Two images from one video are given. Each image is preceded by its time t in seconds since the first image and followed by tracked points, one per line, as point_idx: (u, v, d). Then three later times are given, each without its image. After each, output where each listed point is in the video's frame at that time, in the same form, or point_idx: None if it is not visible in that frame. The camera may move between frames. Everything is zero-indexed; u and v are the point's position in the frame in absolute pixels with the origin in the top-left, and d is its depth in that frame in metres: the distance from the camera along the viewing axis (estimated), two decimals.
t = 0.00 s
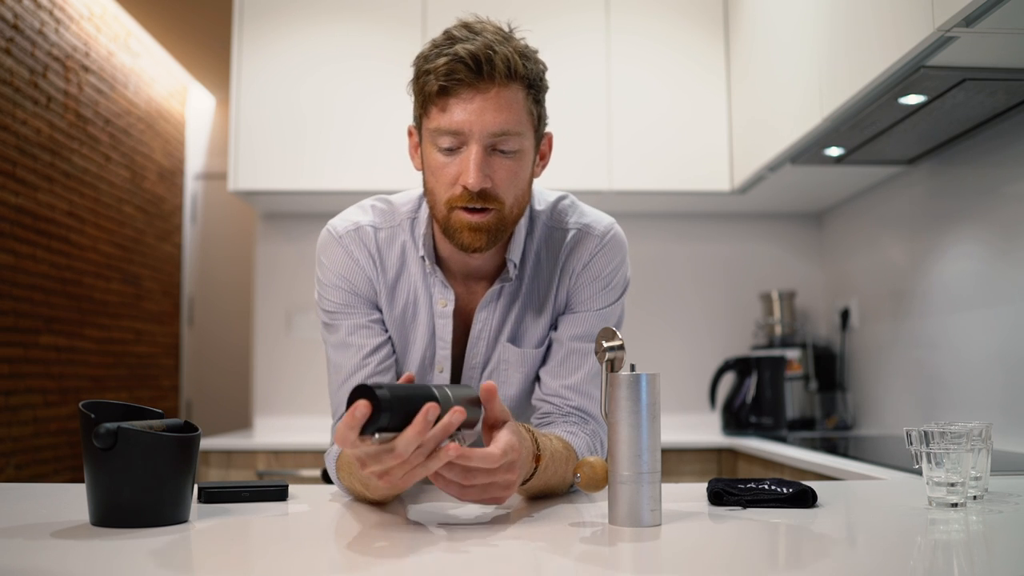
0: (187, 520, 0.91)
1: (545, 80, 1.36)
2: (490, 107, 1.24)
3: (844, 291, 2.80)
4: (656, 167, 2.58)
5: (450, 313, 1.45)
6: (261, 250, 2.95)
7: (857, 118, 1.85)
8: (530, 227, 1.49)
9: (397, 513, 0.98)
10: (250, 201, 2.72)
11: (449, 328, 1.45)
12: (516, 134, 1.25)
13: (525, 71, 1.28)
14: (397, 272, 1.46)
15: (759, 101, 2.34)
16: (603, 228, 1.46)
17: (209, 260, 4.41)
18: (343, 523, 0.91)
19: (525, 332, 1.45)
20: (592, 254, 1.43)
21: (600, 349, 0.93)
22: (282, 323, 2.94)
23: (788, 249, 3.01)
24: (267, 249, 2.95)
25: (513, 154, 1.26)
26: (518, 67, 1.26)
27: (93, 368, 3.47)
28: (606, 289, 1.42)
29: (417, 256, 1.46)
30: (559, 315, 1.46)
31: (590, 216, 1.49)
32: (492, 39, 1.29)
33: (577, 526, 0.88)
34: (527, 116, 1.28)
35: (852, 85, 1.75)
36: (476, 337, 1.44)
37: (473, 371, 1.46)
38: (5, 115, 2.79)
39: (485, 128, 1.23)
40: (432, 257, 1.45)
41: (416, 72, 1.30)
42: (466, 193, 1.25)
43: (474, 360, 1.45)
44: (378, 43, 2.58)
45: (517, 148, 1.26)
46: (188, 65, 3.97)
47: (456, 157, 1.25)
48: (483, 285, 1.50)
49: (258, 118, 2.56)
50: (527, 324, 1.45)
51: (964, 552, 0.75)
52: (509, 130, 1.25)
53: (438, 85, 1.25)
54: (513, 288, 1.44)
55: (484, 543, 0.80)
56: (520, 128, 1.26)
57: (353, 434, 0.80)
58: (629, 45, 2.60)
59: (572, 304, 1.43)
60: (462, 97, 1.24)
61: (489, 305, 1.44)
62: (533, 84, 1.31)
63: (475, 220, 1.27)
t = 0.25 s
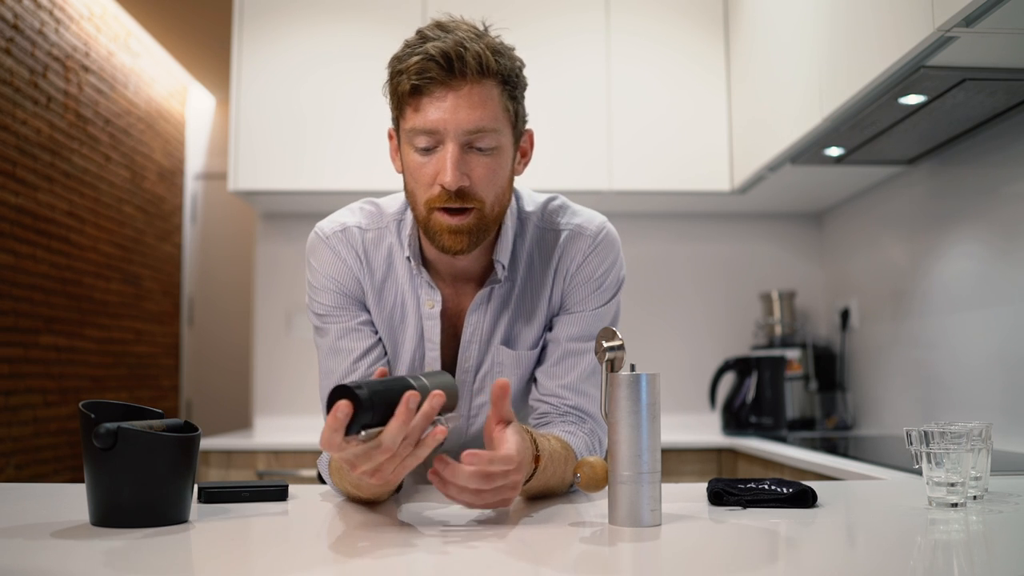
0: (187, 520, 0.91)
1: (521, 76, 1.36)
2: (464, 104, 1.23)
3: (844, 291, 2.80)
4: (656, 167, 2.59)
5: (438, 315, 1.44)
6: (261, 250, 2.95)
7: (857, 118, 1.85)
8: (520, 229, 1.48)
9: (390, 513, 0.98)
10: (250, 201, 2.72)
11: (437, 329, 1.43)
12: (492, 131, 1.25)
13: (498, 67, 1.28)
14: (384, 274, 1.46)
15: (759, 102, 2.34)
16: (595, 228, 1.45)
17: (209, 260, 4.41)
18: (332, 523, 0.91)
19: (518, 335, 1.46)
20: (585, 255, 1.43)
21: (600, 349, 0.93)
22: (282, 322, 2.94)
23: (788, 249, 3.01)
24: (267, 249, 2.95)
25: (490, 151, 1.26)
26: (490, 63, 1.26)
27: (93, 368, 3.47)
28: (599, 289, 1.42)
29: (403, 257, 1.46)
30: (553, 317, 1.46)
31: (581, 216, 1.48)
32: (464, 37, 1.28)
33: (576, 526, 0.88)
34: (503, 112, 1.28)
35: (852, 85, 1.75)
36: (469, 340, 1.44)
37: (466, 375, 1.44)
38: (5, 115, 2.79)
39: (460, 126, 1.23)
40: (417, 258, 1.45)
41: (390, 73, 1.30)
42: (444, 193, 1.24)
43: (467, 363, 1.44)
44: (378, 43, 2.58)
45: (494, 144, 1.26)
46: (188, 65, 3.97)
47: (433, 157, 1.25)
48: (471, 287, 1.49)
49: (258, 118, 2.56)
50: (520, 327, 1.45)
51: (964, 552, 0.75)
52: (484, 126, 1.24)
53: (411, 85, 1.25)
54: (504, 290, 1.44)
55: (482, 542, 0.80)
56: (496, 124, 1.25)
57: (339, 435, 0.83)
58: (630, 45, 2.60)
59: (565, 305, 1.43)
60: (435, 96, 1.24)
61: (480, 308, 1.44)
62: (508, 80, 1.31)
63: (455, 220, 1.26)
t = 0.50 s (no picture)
0: (187, 520, 0.91)
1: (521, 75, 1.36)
2: (473, 104, 1.23)
3: (844, 291, 2.80)
4: (656, 167, 2.59)
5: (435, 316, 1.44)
6: (261, 250, 2.95)
7: (857, 118, 1.86)
8: (519, 230, 1.48)
9: (389, 514, 0.98)
10: (249, 201, 2.72)
11: (434, 331, 1.42)
12: (499, 131, 1.25)
13: (503, 68, 1.28)
14: (382, 275, 1.46)
15: (759, 102, 2.34)
16: (593, 228, 1.45)
17: (209, 260, 4.41)
18: (328, 522, 0.91)
19: (517, 335, 1.46)
20: (583, 255, 1.43)
21: (600, 349, 0.93)
22: (282, 322, 2.94)
23: (788, 249, 3.01)
24: (267, 249, 2.95)
25: (498, 151, 1.26)
26: (497, 63, 1.26)
27: (92, 368, 3.47)
28: (598, 288, 1.42)
29: (401, 258, 1.46)
30: (552, 317, 1.46)
31: (579, 216, 1.48)
32: (468, 37, 1.29)
33: (577, 527, 0.88)
34: (509, 112, 1.28)
35: (852, 85, 1.75)
36: (468, 341, 1.43)
37: (465, 376, 1.44)
38: (5, 115, 2.79)
39: (470, 126, 1.23)
40: (415, 260, 1.45)
41: (393, 75, 1.29)
42: (454, 193, 1.24)
43: (467, 365, 1.44)
44: (378, 43, 2.58)
45: (501, 144, 1.26)
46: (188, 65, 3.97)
47: (442, 157, 1.25)
48: (471, 289, 1.49)
49: (258, 118, 2.56)
50: (519, 328, 1.46)
51: (964, 552, 0.75)
52: (493, 126, 1.24)
53: (419, 86, 1.24)
54: (503, 291, 1.44)
55: (484, 542, 0.80)
56: (503, 124, 1.26)
57: (317, 466, 0.81)
58: (630, 45, 2.60)
59: (564, 305, 1.43)
60: (443, 96, 1.24)
61: (479, 309, 1.43)
62: (510, 81, 1.31)
63: (464, 220, 1.26)
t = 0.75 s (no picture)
0: (187, 521, 0.91)
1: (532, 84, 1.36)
2: (486, 113, 1.23)
3: (844, 291, 2.80)
4: (656, 167, 2.59)
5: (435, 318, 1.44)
6: (261, 250, 2.95)
7: (857, 118, 1.85)
8: (519, 231, 1.49)
9: (389, 514, 0.97)
10: (249, 201, 2.72)
11: (434, 332, 1.43)
12: (511, 140, 1.25)
13: (516, 77, 1.28)
14: (383, 276, 1.46)
15: (759, 102, 2.34)
16: (593, 228, 1.45)
17: (209, 260, 4.41)
18: (329, 522, 0.91)
19: (517, 336, 1.46)
20: (583, 255, 1.43)
21: (600, 349, 0.93)
22: (282, 323, 2.94)
23: (787, 249, 3.01)
24: (267, 249, 2.95)
25: (509, 160, 1.26)
26: (510, 73, 1.26)
27: (93, 368, 3.47)
28: (598, 288, 1.42)
29: (402, 260, 1.46)
30: (552, 318, 1.46)
31: (579, 217, 1.49)
32: (484, 46, 1.28)
33: (576, 526, 0.88)
34: (520, 121, 1.28)
35: (852, 85, 1.75)
36: (469, 341, 1.44)
37: (465, 376, 1.45)
38: (5, 115, 2.79)
39: (482, 135, 1.23)
40: (416, 262, 1.45)
41: (406, 80, 1.29)
42: (463, 201, 1.24)
43: (467, 364, 1.44)
44: (378, 43, 2.58)
45: (512, 154, 1.26)
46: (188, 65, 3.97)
47: (452, 165, 1.24)
48: (471, 290, 1.49)
49: (258, 118, 2.56)
50: (519, 328, 1.45)
51: (964, 552, 0.75)
52: (505, 136, 1.24)
53: (433, 93, 1.24)
54: (504, 292, 1.44)
55: (484, 542, 0.80)
56: (515, 133, 1.25)
57: (311, 464, 0.80)
58: (630, 45, 2.60)
59: (565, 305, 1.43)
60: (456, 104, 1.23)
61: (479, 309, 1.44)
62: (523, 90, 1.31)
63: (471, 227, 1.26)
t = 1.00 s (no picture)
0: (187, 521, 0.91)
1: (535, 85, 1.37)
2: (488, 113, 1.23)
3: (844, 291, 2.80)
4: (655, 167, 2.59)
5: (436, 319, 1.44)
6: (261, 250, 2.95)
7: (858, 118, 1.85)
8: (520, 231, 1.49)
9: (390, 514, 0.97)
10: (250, 201, 2.72)
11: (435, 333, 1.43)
12: (513, 140, 1.25)
13: (518, 77, 1.28)
14: (385, 277, 1.46)
15: (759, 102, 2.34)
16: (594, 228, 1.45)
17: (209, 260, 4.41)
18: (329, 522, 0.91)
19: (517, 335, 1.46)
20: (585, 255, 1.43)
21: (600, 349, 0.93)
22: (282, 323, 2.94)
23: (787, 249, 3.01)
24: (267, 249, 2.95)
25: (511, 160, 1.26)
26: (513, 73, 1.26)
27: (93, 368, 3.47)
28: (599, 288, 1.42)
29: (404, 261, 1.46)
30: (553, 318, 1.46)
31: (580, 217, 1.49)
32: (486, 46, 1.28)
33: (576, 526, 0.88)
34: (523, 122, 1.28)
35: (852, 85, 1.75)
36: (469, 341, 1.44)
37: (465, 374, 1.45)
38: (5, 115, 2.79)
39: (484, 135, 1.23)
40: (417, 263, 1.45)
41: (409, 81, 1.29)
42: (465, 201, 1.24)
43: (467, 363, 1.45)
44: (378, 43, 2.58)
45: (514, 154, 1.26)
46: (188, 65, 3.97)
47: (454, 165, 1.24)
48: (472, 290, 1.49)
49: (258, 118, 2.56)
50: (519, 328, 1.45)
51: (964, 552, 0.75)
52: (507, 136, 1.24)
53: (435, 93, 1.24)
54: (505, 291, 1.44)
55: (484, 542, 0.80)
56: (517, 134, 1.25)
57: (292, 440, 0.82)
58: (630, 45, 2.60)
59: (566, 306, 1.43)
60: (459, 104, 1.23)
61: (481, 309, 1.44)
62: (525, 90, 1.31)
63: (473, 227, 1.26)
